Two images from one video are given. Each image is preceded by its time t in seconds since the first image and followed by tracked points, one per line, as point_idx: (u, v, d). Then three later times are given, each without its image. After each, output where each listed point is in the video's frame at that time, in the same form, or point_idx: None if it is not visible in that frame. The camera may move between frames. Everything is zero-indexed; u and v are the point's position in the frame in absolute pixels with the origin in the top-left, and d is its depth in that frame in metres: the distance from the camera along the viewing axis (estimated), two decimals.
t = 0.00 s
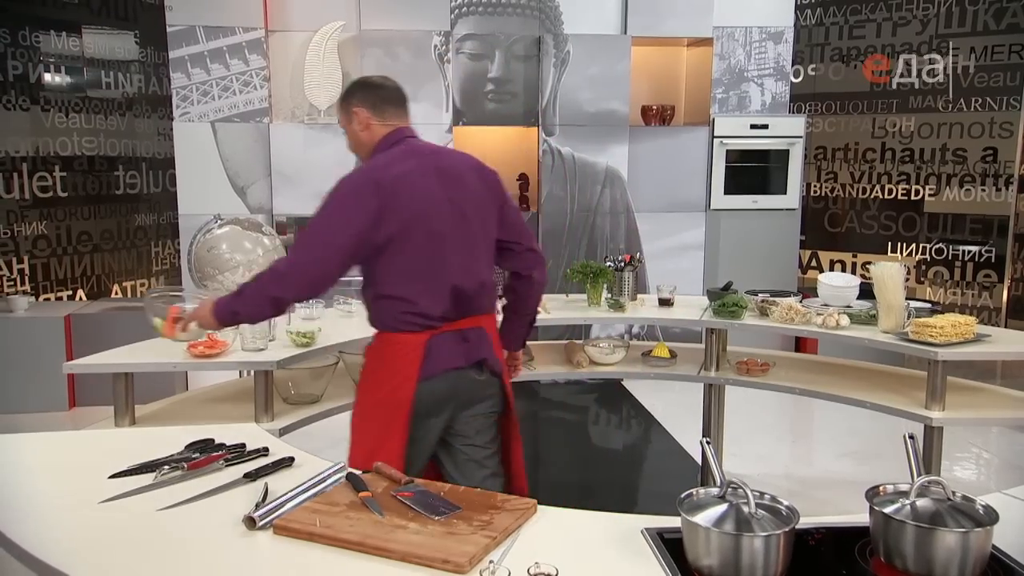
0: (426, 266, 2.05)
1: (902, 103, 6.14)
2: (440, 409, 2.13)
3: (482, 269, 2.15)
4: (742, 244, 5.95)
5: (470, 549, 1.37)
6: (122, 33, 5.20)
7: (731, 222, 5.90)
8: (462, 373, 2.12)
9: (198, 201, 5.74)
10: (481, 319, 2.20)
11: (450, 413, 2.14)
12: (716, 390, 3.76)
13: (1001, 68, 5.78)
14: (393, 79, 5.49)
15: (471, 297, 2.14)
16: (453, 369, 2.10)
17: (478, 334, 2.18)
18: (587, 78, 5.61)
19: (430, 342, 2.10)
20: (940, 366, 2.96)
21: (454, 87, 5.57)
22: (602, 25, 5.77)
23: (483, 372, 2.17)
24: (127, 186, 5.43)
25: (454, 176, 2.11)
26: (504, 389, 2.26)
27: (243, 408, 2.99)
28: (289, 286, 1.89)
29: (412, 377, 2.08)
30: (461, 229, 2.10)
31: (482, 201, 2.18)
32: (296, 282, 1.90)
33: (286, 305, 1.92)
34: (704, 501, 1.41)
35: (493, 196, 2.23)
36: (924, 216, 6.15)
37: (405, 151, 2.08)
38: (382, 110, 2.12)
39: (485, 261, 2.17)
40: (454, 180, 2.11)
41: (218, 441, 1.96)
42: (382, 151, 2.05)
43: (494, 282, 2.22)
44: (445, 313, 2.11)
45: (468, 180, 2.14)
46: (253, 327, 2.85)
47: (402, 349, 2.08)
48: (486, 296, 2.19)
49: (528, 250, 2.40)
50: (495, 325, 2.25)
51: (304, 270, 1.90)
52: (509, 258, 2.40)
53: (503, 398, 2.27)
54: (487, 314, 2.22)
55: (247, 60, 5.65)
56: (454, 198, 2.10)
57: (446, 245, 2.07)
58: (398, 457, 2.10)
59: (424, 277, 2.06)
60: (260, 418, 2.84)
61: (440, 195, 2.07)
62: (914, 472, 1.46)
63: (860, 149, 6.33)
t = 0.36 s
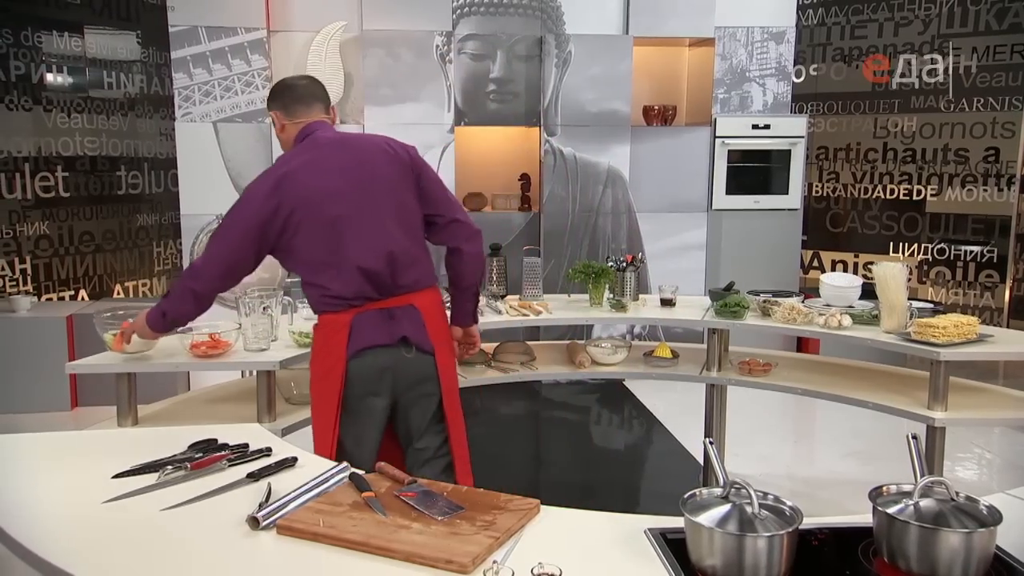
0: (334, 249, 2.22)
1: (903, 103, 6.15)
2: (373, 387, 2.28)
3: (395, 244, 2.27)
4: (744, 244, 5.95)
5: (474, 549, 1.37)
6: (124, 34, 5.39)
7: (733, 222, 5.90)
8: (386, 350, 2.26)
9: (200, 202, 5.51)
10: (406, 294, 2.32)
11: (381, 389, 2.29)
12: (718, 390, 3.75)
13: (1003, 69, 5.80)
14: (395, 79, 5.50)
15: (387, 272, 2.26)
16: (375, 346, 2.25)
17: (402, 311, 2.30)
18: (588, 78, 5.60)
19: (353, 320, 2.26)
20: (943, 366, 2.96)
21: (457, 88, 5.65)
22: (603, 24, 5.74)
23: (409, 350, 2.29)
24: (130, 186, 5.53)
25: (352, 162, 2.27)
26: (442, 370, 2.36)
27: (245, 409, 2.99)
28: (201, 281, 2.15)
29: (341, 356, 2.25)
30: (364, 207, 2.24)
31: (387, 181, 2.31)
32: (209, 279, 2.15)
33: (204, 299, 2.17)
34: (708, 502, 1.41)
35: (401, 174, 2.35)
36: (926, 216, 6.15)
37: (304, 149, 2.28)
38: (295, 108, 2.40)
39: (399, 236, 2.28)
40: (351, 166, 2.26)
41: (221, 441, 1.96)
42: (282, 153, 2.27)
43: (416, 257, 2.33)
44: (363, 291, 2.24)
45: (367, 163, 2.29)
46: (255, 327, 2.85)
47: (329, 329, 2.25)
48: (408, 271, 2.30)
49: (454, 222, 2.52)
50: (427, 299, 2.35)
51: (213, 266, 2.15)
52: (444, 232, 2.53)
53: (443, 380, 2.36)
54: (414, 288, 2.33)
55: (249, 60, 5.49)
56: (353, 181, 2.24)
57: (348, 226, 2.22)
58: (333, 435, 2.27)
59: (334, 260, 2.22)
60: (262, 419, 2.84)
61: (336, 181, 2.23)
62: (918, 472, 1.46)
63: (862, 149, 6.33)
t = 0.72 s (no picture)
0: (310, 248, 2.33)
1: (905, 103, 6.14)
2: (354, 382, 2.41)
3: (369, 243, 2.33)
4: (746, 245, 5.95)
5: (478, 548, 1.37)
6: (125, 34, 5.39)
7: (735, 222, 5.91)
8: (362, 345, 2.38)
9: (202, 202, 5.51)
10: (385, 290, 2.40)
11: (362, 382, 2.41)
12: (720, 390, 3.75)
13: (1005, 68, 5.80)
14: (397, 79, 5.50)
15: (362, 270, 2.34)
16: (351, 340, 2.37)
17: (378, 307, 2.39)
18: (590, 78, 5.60)
19: (332, 315, 2.38)
20: (946, 366, 2.96)
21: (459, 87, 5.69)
22: (606, 24, 5.67)
23: (385, 346, 2.39)
24: (131, 186, 5.54)
25: (330, 161, 2.34)
26: (422, 367, 2.44)
27: (247, 408, 2.99)
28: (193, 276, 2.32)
29: (323, 348, 2.39)
30: (337, 207, 2.32)
31: (363, 179, 2.35)
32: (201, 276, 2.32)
33: (198, 294, 2.35)
34: (711, 501, 1.41)
35: (380, 172, 2.38)
36: (928, 216, 6.14)
37: (288, 147, 2.38)
38: (288, 110, 2.48)
39: (373, 236, 2.34)
40: (327, 165, 2.33)
41: (223, 440, 1.96)
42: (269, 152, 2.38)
43: (394, 254, 2.38)
44: (339, 288, 2.35)
45: (344, 162, 2.35)
46: (258, 327, 2.85)
47: (312, 323, 2.40)
48: (384, 269, 2.37)
49: (439, 221, 2.50)
50: (408, 295, 2.42)
51: (204, 265, 2.31)
52: (425, 230, 2.52)
53: (423, 377, 2.44)
54: (394, 284, 2.40)
55: (251, 60, 5.49)
56: (328, 181, 2.32)
57: (323, 225, 2.31)
58: (320, 431, 2.42)
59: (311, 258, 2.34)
60: (264, 419, 2.84)
61: (311, 181, 2.32)
62: (922, 472, 1.46)
63: (864, 149, 6.33)
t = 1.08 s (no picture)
0: (335, 245, 2.36)
1: (907, 103, 6.13)
2: (365, 379, 2.46)
3: (392, 248, 2.34)
4: (748, 245, 5.94)
5: (482, 548, 1.37)
6: (128, 34, 5.42)
7: (737, 222, 5.90)
8: (374, 343, 2.41)
9: (204, 202, 5.54)
10: (404, 294, 2.40)
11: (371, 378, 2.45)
12: (722, 390, 3.75)
13: (1007, 68, 5.79)
14: (399, 79, 5.50)
15: (382, 273, 2.36)
16: (364, 338, 2.41)
17: (396, 310, 2.40)
18: (592, 78, 5.60)
19: (350, 310, 2.43)
20: (949, 365, 2.96)
21: (460, 87, 5.68)
22: (608, 25, 5.67)
23: (396, 346, 2.40)
24: (134, 186, 5.58)
25: (368, 162, 2.35)
26: (433, 372, 2.44)
27: (249, 408, 2.98)
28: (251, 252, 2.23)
29: (340, 342, 2.45)
30: (366, 207, 2.34)
31: (396, 184, 2.35)
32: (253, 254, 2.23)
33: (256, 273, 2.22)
34: (715, 501, 1.41)
35: (414, 178, 2.37)
36: (930, 216, 6.13)
37: (338, 142, 2.41)
38: (349, 106, 2.48)
39: (396, 240, 2.35)
40: (365, 166, 2.35)
41: (226, 439, 1.96)
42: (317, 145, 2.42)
43: (416, 261, 2.38)
44: (361, 285, 2.39)
45: (381, 164, 2.35)
46: (261, 327, 2.85)
47: (335, 316, 2.46)
48: (406, 274, 2.38)
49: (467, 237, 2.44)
50: (428, 301, 2.42)
51: (261, 242, 2.27)
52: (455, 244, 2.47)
53: (433, 381, 2.45)
54: (413, 290, 2.40)
55: (253, 60, 5.48)
56: (362, 181, 2.35)
57: (352, 224, 2.34)
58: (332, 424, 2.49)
59: (335, 255, 2.37)
60: (267, 419, 2.83)
61: (348, 179, 2.35)
62: (925, 472, 1.46)
63: (866, 149, 6.32)
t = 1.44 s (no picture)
0: (422, 241, 2.38)
1: (909, 102, 6.13)
2: (438, 374, 2.43)
3: (475, 252, 2.34)
4: (750, 244, 5.94)
5: (486, 546, 1.38)
6: (131, 34, 5.46)
7: (739, 221, 5.90)
8: (449, 343, 2.39)
9: (206, 202, 5.53)
10: (481, 297, 2.39)
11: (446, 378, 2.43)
12: (725, 389, 3.75)
13: (1010, 68, 5.79)
14: (401, 79, 5.50)
15: (462, 274, 2.37)
16: (440, 337, 2.39)
17: (472, 312, 2.39)
18: (594, 77, 5.61)
19: (431, 307, 2.42)
20: (951, 365, 2.95)
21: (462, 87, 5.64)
22: (611, 25, 5.74)
23: (470, 348, 2.38)
24: (136, 185, 5.61)
25: (463, 163, 2.35)
26: (506, 376, 2.41)
27: (253, 406, 2.99)
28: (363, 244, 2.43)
29: (417, 337, 2.43)
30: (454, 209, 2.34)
31: (486, 188, 2.33)
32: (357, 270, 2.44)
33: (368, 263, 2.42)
34: (720, 500, 1.41)
35: (506, 184, 2.34)
36: (932, 215, 6.13)
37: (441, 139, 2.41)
38: (457, 103, 2.44)
39: (479, 245, 2.35)
40: (459, 167, 2.35)
41: (231, 438, 1.97)
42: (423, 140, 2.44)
43: (498, 268, 2.37)
44: (441, 284, 2.39)
45: (474, 168, 2.34)
46: (264, 326, 2.85)
47: (416, 310, 2.46)
48: (486, 278, 2.37)
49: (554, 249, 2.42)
50: (506, 307, 2.40)
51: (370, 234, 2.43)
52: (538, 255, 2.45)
53: (504, 384, 2.41)
54: (491, 294, 2.39)
55: (256, 60, 5.49)
56: (455, 182, 2.34)
57: (440, 221, 2.35)
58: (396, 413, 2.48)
59: (421, 251, 2.39)
60: (271, 417, 2.84)
61: (441, 178, 2.35)
62: (929, 470, 1.46)
63: (868, 149, 6.31)
